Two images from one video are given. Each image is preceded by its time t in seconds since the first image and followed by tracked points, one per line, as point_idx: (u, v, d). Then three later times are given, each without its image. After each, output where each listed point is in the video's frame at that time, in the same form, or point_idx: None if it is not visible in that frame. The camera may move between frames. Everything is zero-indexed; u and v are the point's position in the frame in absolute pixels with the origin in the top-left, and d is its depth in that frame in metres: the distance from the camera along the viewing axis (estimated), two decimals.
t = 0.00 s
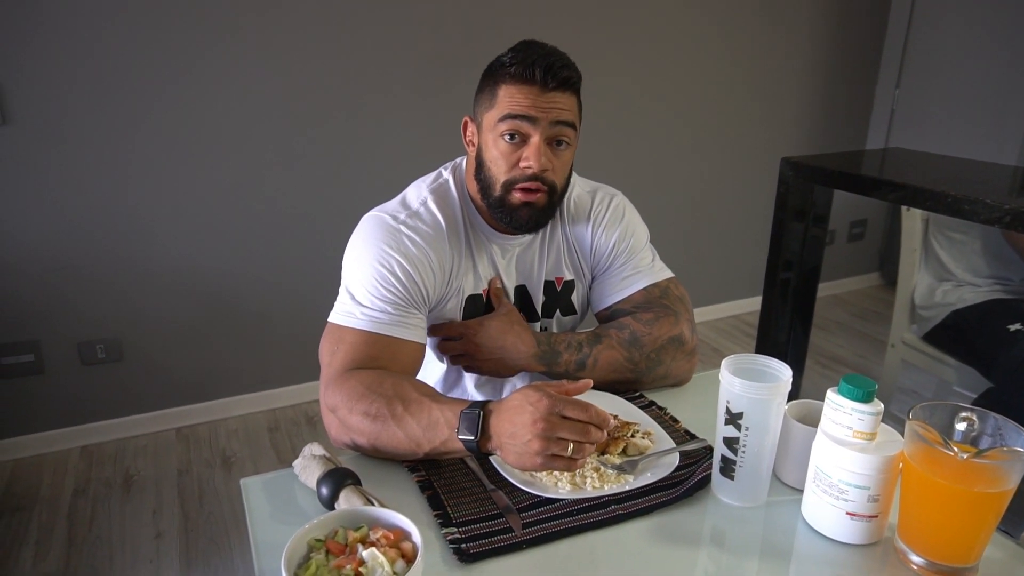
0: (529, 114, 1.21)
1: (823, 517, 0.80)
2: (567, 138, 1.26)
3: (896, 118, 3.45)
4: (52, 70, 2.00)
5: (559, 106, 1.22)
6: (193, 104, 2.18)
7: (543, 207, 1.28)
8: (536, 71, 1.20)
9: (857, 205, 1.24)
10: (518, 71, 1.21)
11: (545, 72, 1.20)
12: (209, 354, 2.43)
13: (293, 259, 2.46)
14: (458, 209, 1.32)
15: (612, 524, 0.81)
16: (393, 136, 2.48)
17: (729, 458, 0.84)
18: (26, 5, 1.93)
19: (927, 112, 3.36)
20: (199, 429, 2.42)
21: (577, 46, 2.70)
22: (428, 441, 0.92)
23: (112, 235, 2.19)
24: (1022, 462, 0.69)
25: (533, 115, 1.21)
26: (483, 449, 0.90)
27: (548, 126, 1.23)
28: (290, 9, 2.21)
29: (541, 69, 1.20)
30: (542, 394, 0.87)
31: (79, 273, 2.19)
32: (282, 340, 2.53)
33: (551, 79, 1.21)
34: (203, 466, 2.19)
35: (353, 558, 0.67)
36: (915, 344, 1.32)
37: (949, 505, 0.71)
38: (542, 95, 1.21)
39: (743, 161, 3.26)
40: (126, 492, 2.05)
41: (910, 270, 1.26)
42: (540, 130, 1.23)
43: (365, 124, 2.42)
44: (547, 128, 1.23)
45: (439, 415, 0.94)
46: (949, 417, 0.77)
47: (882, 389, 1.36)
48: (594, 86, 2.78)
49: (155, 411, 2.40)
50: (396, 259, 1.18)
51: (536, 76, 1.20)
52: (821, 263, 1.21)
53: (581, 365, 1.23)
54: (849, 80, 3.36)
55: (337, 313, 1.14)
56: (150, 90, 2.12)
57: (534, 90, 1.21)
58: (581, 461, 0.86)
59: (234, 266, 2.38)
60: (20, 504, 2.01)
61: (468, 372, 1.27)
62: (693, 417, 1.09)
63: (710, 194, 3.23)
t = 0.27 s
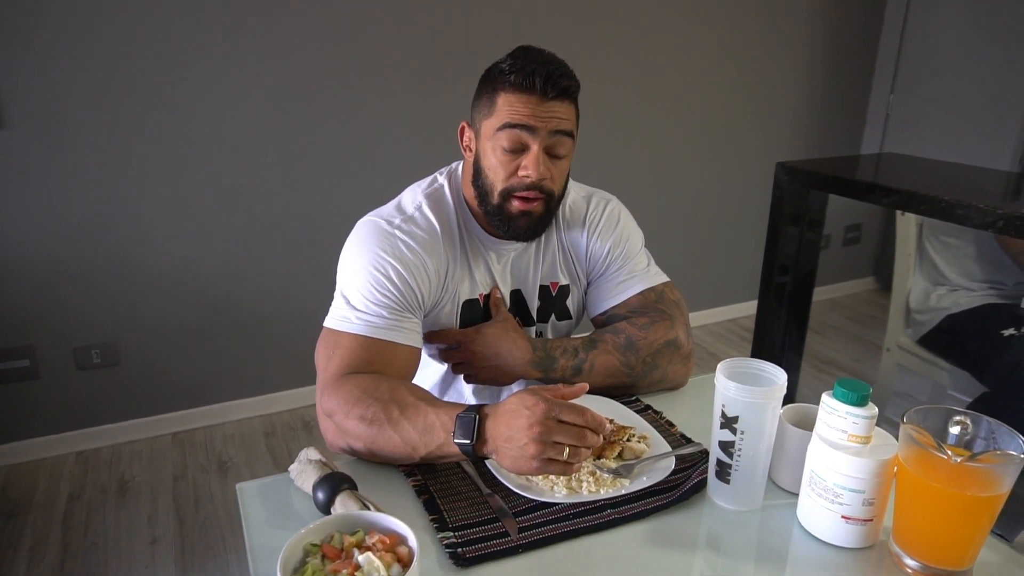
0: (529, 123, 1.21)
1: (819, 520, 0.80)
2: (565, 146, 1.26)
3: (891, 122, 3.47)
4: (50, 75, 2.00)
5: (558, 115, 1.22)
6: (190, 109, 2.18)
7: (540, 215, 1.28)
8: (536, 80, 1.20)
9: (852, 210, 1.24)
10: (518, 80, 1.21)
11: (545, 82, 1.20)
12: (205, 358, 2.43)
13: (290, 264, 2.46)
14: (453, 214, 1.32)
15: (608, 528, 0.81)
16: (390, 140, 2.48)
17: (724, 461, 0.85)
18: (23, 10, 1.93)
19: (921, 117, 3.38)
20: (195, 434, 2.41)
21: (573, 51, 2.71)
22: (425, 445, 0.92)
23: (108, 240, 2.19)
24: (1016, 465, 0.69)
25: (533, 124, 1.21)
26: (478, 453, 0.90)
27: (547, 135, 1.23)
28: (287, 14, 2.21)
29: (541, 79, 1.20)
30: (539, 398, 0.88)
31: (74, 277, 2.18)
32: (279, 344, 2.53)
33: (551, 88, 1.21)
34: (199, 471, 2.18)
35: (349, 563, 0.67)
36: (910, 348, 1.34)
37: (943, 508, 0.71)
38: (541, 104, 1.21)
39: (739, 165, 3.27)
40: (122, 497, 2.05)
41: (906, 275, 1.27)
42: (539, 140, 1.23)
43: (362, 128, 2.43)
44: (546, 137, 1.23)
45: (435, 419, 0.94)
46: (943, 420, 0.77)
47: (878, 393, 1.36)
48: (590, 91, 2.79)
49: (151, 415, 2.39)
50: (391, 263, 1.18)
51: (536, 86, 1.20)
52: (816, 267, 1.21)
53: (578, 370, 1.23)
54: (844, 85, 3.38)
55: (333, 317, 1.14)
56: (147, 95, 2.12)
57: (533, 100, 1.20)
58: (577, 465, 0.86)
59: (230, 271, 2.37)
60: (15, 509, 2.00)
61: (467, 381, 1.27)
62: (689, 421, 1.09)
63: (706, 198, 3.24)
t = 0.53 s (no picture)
0: (540, 136, 1.20)
1: (816, 515, 0.80)
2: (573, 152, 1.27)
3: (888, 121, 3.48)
4: (47, 73, 2.00)
5: (567, 124, 1.22)
6: (188, 108, 2.17)
7: (551, 219, 1.30)
8: (546, 93, 1.18)
9: (849, 207, 1.24)
10: (527, 91, 1.18)
11: (555, 94, 1.19)
12: (204, 357, 2.43)
13: (288, 262, 2.46)
14: (449, 211, 1.32)
15: (606, 523, 0.81)
16: (388, 138, 2.48)
17: (722, 457, 0.85)
18: (20, 8, 1.92)
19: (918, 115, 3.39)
20: (193, 432, 2.41)
21: (571, 49, 2.72)
22: (422, 440, 0.92)
23: (106, 238, 2.19)
24: (1011, 460, 0.69)
25: (544, 135, 1.20)
26: (476, 448, 0.90)
27: (558, 146, 1.23)
28: (285, 12, 2.21)
29: (552, 91, 1.18)
30: (535, 393, 0.88)
31: (72, 275, 2.18)
32: (277, 342, 2.53)
33: (561, 100, 1.20)
34: (198, 469, 2.18)
35: (347, 558, 0.67)
36: (906, 345, 1.33)
37: (940, 503, 0.71)
38: (552, 116, 1.20)
39: (737, 164, 3.28)
40: (120, 495, 2.05)
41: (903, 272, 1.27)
42: (550, 151, 1.22)
43: (360, 127, 2.43)
44: (557, 148, 1.23)
45: (432, 414, 0.94)
46: (939, 415, 0.77)
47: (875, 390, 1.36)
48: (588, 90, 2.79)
49: (149, 414, 2.39)
50: (388, 260, 1.19)
51: (546, 99, 1.18)
52: (814, 265, 1.21)
53: (577, 367, 1.23)
54: (841, 83, 3.38)
55: (329, 315, 1.14)
56: (144, 93, 2.11)
57: (544, 112, 1.19)
58: (575, 459, 0.86)
59: (228, 269, 2.37)
60: (13, 508, 2.00)
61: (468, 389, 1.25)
62: (686, 417, 1.10)
63: (704, 196, 3.25)
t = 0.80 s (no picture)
0: (548, 143, 1.21)
1: (816, 519, 0.80)
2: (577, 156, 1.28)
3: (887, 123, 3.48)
4: (47, 78, 2.00)
5: (573, 129, 1.22)
6: (188, 112, 2.18)
7: (560, 223, 1.31)
8: (552, 100, 1.18)
9: (848, 210, 1.25)
10: (532, 100, 1.18)
11: (561, 100, 1.19)
12: (204, 360, 2.43)
13: (288, 266, 2.46)
14: (448, 217, 1.32)
15: (606, 527, 0.81)
16: (387, 142, 2.49)
17: (722, 460, 0.85)
18: (20, 13, 1.93)
19: (917, 117, 3.40)
20: (193, 436, 2.41)
21: (570, 52, 2.72)
22: (423, 443, 0.92)
23: (106, 242, 2.19)
24: (1011, 463, 0.69)
25: (551, 142, 1.21)
26: (476, 451, 0.90)
27: (565, 152, 1.23)
28: (285, 16, 2.22)
29: (557, 98, 1.19)
30: (537, 396, 0.88)
31: (72, 279, 2.18)
32: (277, 346, 2.53)
33: (566, 105, 1.20)
34: (198, 473, 2.18)
35: (348, 563, 0.67)
36: (906, 348, 1.35)
37: (940, 506, 0.72)
38: (558, 122, 1.21)
39: (736, 166, 3.28)
40: (120, 499, 2.05)
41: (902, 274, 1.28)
42: (557, 157, 1.23)
43: (360, 130, 2.43)
44: (564, 153, 1.24)
45: (433, 417, 0.95)
46: (939, 418, 0.78)
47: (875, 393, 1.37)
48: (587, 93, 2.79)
49: (148, 418, 2.39)
50: (388, 266, 1.19)
51: (552, 105, 1.19)
52: (813, 267, 1.21)
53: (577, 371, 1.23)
54: (840, 85, 3.39)
55: (329, 320, 1.14)
56: (144, 97, 2.12)
57: (551, 119, 1.20)
58: (577, 463, 0.86)
59: (228, 273, 2.38)
60: (13, 512, 1.99)
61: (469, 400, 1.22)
62: (686, 421, 1.10)
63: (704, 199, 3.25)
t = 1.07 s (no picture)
0: (554, 143, 1.21)
1: (816, 523, 0.80)
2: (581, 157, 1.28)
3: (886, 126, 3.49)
4: (47, 81, 2.00)
5: (577, 130, 1.23)
6: (188, 115, 2.18)
7: (563, 225, 1.31)
8: (558, 100, 1.19)
9: (847, 213, 1.25)
10: (538, 100, 1.19)
11: (566, 101, 1.20)
12: (203, 363, 2.43)
13: (288, 268, 2.46)
14: (448, 220, 1.32)
15: (605, 530, 0.81)
16: (387, 145, 2.49)
17: (721, 464, 0.85)
18: (21, 16, 1.93)
19: (916, 121, 3.40)
20: (192, 439, 2.41)
21: (570, 55, 2.73)
22: (424, 442, 0.92)
23: (105, 245, 2.19)
24: (1009, 465, 0.69)
25: (556, 143, 1.21)
26: (476, 450, 0.91)
27: (569, 152, 1.24)
28: (286, 19, 2.22)
29: (562, 98, 1.20)
30: (538, 396, 0.90)
31: (71, 282, 2.18)
32: (277, 349, 2.53)
33: (571, 107, 1.21)
34: (197, 476, 2.18)
35: (347, 566, 0.67)
36: (906, 351, 1.34)
37: (940, 509, 0.71)
38: (564, 123, 1.21)
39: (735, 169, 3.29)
40: (119, 502, 2.04)
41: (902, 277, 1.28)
42: (562, 157, 1.24)
43: (360, 133, 2.43)
44: (569, 154, 1.24)
45: (435, 417, 0.95)
46: (938, 421, 0.78)
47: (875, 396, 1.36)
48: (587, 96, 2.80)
49: (147, 421, 2.39)
50: (386, 267, 1.19)
51: (558, 106, 1.20)
52: (812, 270, 1.21)
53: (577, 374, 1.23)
54: (839, 89, 3.39)
55: (328, 321, 1.14)
56: (144, 100, 2.12)
57: (556, 119, 1.21)
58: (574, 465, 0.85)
59: (228, 275, 2.37)
60: (11, 515, 1.99)
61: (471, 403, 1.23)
62: (685, 424, 1.10)
63: (703, 202, 3.26)
